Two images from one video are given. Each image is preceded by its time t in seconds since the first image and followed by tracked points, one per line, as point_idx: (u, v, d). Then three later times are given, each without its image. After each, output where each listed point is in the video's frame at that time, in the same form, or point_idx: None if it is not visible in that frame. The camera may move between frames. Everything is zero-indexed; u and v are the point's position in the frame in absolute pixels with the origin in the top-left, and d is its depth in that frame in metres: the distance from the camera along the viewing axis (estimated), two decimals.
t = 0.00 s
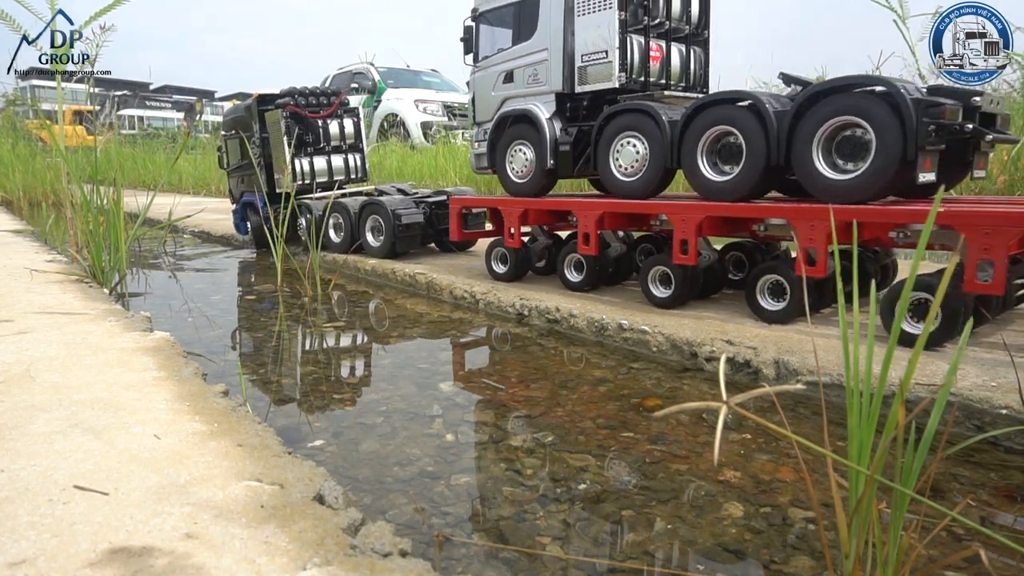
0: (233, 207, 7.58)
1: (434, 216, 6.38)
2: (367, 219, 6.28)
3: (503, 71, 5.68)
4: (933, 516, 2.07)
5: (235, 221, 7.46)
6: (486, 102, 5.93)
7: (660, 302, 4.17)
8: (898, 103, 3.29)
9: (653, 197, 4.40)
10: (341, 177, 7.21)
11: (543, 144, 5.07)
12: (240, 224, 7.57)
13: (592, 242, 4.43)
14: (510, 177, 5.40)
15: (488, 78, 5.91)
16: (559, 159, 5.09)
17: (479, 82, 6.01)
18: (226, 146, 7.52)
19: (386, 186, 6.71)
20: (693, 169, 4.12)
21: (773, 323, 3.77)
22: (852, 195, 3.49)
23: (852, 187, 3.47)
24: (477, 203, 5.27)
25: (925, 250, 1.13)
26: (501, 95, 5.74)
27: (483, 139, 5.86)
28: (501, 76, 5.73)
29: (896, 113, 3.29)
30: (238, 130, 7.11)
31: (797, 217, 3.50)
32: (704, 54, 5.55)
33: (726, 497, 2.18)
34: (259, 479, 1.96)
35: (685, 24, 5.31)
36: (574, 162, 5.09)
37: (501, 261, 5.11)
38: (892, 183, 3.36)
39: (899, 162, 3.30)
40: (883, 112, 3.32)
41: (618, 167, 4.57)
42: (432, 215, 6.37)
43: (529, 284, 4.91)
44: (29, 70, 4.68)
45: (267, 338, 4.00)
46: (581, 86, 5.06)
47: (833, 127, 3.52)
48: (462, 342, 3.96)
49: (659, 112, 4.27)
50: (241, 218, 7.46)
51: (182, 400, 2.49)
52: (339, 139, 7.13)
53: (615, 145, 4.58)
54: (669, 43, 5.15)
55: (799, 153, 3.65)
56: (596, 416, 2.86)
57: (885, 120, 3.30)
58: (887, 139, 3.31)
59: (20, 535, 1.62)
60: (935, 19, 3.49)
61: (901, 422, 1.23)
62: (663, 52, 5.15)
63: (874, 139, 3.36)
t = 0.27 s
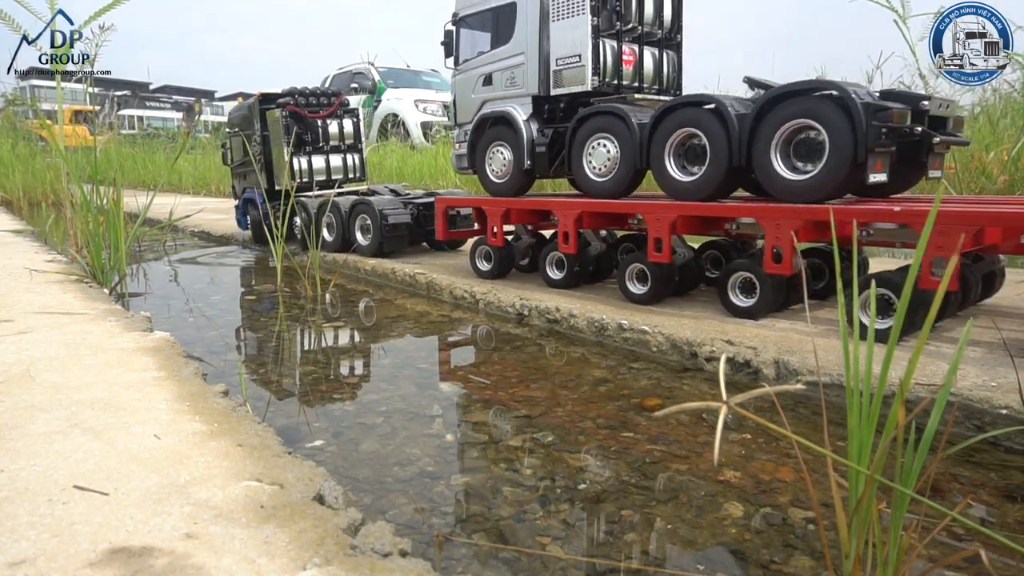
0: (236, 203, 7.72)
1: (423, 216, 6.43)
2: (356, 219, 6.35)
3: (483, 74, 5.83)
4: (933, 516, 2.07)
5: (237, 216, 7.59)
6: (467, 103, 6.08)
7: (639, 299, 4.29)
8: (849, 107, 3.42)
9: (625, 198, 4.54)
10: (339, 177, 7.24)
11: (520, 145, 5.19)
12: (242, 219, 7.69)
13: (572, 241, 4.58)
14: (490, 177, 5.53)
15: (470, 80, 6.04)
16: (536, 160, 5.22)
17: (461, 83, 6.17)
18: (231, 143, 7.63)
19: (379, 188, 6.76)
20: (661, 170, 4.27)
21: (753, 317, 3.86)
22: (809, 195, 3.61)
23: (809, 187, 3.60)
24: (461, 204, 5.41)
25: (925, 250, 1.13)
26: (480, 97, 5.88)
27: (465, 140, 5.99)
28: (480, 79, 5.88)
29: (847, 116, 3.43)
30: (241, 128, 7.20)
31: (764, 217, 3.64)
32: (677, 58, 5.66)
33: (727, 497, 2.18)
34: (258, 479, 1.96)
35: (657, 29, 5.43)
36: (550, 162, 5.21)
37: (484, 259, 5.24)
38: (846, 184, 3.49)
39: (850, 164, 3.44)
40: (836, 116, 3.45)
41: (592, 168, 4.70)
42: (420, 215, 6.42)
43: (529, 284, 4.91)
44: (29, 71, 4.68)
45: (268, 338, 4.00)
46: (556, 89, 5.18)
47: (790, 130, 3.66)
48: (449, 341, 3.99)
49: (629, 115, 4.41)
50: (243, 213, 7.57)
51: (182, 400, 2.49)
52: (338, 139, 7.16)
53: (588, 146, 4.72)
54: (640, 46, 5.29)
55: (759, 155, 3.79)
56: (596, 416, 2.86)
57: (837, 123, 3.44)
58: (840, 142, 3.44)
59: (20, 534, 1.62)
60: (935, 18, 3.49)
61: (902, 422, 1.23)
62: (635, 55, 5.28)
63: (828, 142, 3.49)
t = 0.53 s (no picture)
0: (240, 200, 7.94)
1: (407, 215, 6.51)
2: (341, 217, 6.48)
3: (460, 78, 6.01)
4: (933, 516, 2.07)
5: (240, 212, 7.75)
6: (446, 106, 6.26)
7: (604, 293, 4.46)
8: (796, 109, 3.59)
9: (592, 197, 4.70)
10: (337, 178, 7.27)
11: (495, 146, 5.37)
12: (246, 214, 7.85)
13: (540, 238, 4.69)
14: (466, 176, 5.70)
15: (449, 83, 6.23)
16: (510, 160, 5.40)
17: (440, 86, 6.35)
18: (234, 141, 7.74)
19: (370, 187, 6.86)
20: (627, 170, 4.43)
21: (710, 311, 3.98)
22: (761, 193, 3.78)
23: (761, 186, 3.77)
24: (440, 202, 5.52)
25: (924, 250, 1.13)
26: (458, 99, 6.07)
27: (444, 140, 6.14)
28: (458, 83, 6.06)
29: (795, 118, 3.59)
30: (243, 127, 7.29)
31: (714, 213, 3.78)
32: (648, 61, 5.84)
33: (727, 497, 2.18)
34: (258, 479, 1.96)
35: (628, 33, 5.63)
36: (524, 162, 5.42)
37: (461, 255, 5.37)
38: (795, 183, 3.66)
39: (798, 164, 3.61)
40: (784, 118, 3.62)
41: (561, 168, 4.88)
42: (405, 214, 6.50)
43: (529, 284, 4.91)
44: (28, 70, 4.67)
45: (268, 338, 4.00)
46: (529, 92, 5.38)
47: (744, 132, 3.83)
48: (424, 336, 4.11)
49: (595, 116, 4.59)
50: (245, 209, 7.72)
51: (182, 400, 2.49)
52: (335, 139, 7.20)
53: (558, 146, 4.89)
54: (611, 50, 5.48)
55: (716, 155, 3.96)
56: (596, 416, 2.86)
57: (786, 126, 3.61)
58: (789, 143, 3.61)
59: (20, 535, 1.62)
60: (935, 18, 3.48)
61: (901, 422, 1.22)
62: (605, 60, 5.47)
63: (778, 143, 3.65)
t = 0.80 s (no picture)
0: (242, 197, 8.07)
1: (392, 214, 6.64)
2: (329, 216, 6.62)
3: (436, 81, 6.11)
4: (933, 516, 2.07)
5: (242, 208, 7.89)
6: (422, 108, 6.36)
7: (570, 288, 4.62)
8: (746, 114, 3.78)
9: (560, 196, 4.87)
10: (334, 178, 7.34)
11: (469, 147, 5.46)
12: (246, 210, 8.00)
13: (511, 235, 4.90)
14: (442, 177, 5.80)
15: (425, 86, 6.29)
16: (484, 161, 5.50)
17: (415, 90, 6.45)
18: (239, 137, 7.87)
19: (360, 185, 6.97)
20: (590, 170, 4.59)
21: (665, 306, 4.10)
22: (714, 193, 3.98)
23: (713, 186, 3.97)
24: (418, 201, 5.72)
25: (924, 251, 1.12)
26: (435, 102, 6.17)
27: (420, 142, 6.20)
28: (434, 86, 6.16)
29: (745, 122, 3.79)
30: (246, 125, 7.40)
31: (671, 211, 3.96)
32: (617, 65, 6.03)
33: (727, 497, 2.18)
34: (258, 479, 1.96)
35: (597, 38, 5.80)
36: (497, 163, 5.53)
37: (438, 252, 5.56)
38: (745, 184, 3.86)
39: (748, 166, 3.80)
40: (735, 123, 3.82)
41: (532, 168, 5.03)
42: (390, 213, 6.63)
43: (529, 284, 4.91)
44: (28, 71, 4.67)
45: (268, 338, 4.00)
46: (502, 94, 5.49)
47: (698, 135, 4.02)
48: (401, 330, 4.23)
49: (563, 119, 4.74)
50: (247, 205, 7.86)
51: (182, 400, 2.49)
52: (333, 140, 7.22)
53: (528, 147, 5.03)
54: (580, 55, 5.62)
55: (672, 157, 4.15)
56: (596, 416, 2.86)
57: (737, 130, 3.81)
58: (739, 147, 3.81)
59: (19, 535, 1.62)
60: (934, 18, 3.48)
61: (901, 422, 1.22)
62: (576, 64, 5.60)
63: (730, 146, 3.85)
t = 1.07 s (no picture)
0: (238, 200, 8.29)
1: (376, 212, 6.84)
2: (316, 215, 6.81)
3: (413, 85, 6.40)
4: (933, 516, 2.07)
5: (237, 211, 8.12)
6: (401, 111, 6.63)
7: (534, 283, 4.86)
8: (692, 117, 4.03)
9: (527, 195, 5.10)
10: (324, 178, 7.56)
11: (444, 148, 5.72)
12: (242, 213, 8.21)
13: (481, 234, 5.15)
14: (419, 177, 6.05)
15: (403, 90, 6.57)
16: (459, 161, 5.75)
17: (395, 94, 6.72)
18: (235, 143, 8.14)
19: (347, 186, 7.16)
20: (555, 171, 4.83)
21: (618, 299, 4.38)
22: (665, 193, 4.23)
23: (665, 186, 4.21)
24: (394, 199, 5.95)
25: (925, 249, 1.12)
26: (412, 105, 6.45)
27: (398, 143, 6.44)
28: (412, 89, 6.44)
29: (692, 124, 4.03)
30: (240, 130, 7.69)
31: (627, 211, 4.20)
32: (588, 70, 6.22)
33: (726, 497, 2.18)
34: (258, 479, 1.96)
35: (567, 44, 6.01)
36: (471, 163, 5.76)
37: (412, 248, 5.76)
38: (693, 183, 4.10)
39: (695, 166, 4.04)
40: (683, 125, 4.06)
41: (501, 168, 5.27)
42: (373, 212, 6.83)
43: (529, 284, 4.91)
44: (28, 70, 4.67)
45: (267, 338, 4.00)
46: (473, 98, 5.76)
47: (652, 136, 4.28)
48: (379, 326, 4.35)
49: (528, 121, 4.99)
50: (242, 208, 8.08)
51: (182, 400, 2.49)
52: (323, 142, 7.46)
53: (497, 148, 5.29)
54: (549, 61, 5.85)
55: (629, 158, 4.40)
56: (596, 416, 2.86)
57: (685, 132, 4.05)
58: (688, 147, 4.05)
59: (19, 535, 1.62)
60: (935, 18, 3.48)
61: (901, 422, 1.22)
62: (544, 69, 5.84)
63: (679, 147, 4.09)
